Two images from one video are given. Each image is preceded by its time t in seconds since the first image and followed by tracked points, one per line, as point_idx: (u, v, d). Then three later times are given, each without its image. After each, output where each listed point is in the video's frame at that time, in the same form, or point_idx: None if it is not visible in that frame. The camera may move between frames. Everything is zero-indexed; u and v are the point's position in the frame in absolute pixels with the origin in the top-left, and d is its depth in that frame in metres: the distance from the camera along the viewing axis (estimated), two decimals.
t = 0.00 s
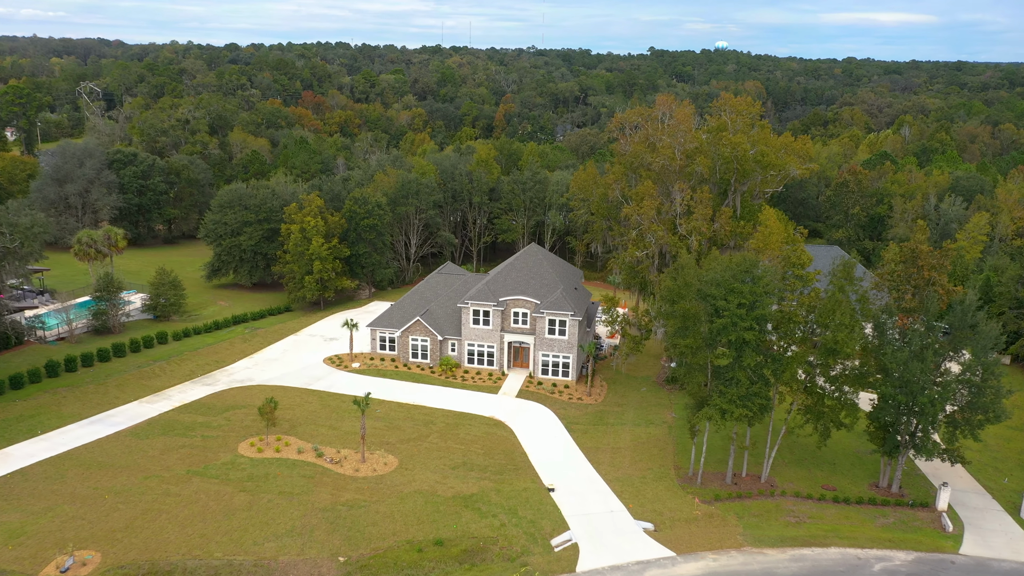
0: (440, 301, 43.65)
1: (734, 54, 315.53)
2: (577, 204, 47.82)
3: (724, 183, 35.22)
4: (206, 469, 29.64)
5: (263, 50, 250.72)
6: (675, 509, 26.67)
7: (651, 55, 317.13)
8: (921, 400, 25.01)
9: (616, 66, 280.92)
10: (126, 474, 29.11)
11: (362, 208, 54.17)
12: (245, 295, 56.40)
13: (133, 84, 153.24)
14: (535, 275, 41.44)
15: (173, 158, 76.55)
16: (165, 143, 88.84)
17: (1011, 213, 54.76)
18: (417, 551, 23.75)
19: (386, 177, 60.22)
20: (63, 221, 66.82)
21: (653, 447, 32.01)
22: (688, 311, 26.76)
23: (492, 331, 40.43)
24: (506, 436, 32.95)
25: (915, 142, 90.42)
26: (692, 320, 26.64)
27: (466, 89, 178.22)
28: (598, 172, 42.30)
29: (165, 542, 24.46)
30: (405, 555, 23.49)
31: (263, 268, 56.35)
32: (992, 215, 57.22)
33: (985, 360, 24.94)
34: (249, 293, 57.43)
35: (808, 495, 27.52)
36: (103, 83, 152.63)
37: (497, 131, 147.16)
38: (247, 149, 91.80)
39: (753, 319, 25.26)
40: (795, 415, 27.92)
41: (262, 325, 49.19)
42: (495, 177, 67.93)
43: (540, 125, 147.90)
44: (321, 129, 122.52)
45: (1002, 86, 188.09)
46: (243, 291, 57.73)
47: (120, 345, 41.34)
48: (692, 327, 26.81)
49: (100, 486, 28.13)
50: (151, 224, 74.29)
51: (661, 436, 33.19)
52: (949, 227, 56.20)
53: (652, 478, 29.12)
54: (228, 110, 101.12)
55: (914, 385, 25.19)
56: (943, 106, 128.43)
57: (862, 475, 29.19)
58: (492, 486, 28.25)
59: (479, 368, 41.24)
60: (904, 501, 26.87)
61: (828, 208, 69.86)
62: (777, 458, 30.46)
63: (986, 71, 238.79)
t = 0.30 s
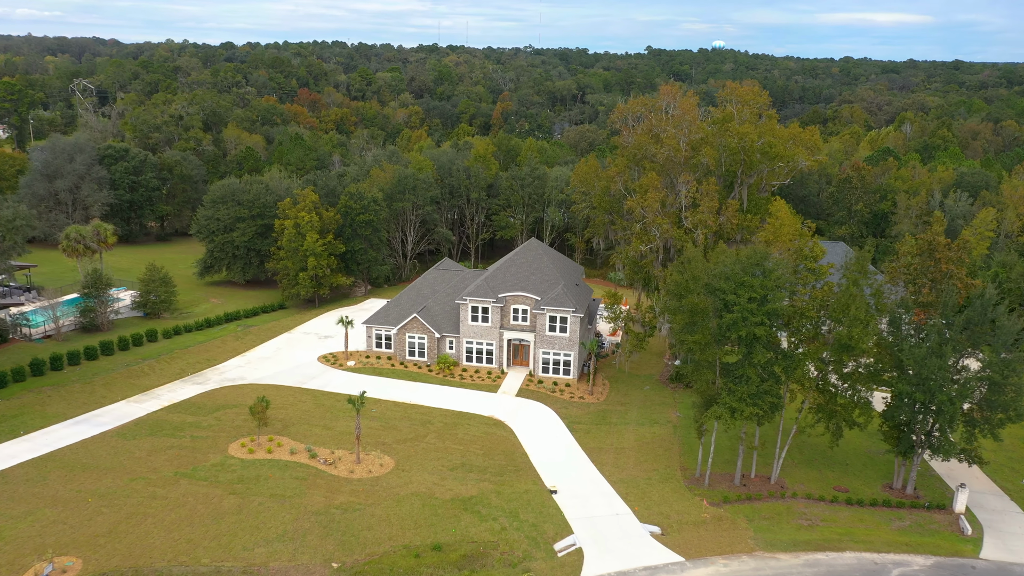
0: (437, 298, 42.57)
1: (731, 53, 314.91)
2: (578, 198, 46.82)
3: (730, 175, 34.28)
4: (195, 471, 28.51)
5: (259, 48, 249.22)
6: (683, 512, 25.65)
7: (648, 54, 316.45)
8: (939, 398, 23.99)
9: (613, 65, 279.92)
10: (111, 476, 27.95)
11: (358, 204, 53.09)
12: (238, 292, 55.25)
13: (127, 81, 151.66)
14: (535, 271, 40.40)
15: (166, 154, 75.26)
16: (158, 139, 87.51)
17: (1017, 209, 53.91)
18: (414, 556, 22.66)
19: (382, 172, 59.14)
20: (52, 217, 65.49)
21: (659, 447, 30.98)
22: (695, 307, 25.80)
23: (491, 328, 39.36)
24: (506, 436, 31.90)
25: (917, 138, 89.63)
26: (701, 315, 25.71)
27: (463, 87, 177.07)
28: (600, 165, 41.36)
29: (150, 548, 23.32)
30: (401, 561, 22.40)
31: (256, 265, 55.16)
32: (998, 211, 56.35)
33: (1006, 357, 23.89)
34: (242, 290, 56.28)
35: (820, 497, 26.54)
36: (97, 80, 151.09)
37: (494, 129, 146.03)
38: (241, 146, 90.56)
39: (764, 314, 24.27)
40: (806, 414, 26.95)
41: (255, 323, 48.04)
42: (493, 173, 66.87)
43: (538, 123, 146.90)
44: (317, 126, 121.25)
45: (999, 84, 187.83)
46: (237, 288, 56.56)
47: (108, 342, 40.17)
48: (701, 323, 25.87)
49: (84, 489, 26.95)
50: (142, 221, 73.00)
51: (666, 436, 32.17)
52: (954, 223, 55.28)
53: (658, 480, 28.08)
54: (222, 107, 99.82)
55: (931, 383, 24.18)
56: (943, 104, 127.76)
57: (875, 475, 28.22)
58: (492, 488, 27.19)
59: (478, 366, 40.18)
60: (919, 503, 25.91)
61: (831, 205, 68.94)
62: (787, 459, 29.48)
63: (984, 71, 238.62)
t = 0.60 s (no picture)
0: (435, 294, 41.51)
1: (729, 52, 314.18)
2: (580, 192, 45.88)
3: (737, 166, 33.42)
4: (183, 472, 27.39)
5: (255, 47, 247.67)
6: (691, 515, 24.65)
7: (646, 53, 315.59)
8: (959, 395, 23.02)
9: (611, 63, 278.78)
10: (95, 478, 26.81)
11: (354, 199, 52.03)
12: (231, 289, 54.13)
13: (121, 79, 150.10)
14: (535, 266, 39.36)
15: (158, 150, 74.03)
16: (151, 135, 86.22)
17: None
18: (412, 562, 21.59)
19: (378, 167, 58.08)
20: (41, 213, 64.23)
21: (665, 447, 29.99)
22: (704, 300, 24.78)
23: (491, 324, 38.27)
24: (506, 436, 30.87)
25: (919, 134, 88.87)
26: (710, 309, 24.66)
27: (461, 85, 175.90)
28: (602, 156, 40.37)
29: (135, 554, 22.19)
30: (398, 566, 21.34)
31: (250, 261, 54.05)
32: (1004, 206, 55.51)
33: None
34: (235, 287, 55.18)
35: (833, 498, 25.54)
36: (91, 78, 149.57)
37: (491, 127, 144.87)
38: (236, 142, 89.32)
39: (776, 307, 23.26)
40: (818, 412, 25.96)
41: (248, 320, 46.92)
42: (491, 168, 65.85)
43: (536, 121, 145.86)
44: (312, 123, 119.94)
45: (998, 82, 187.48)
46: (230, 285, 55.47)
47: (96, 339, 39.02)
48: (709, 317, 24.85)
49: (66, 491, 25.81)
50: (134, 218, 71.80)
51: (672, 435, 31.20)
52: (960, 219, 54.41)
53: (664, 481, 27.06)
54: (217, 103, 98.54)
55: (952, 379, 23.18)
56: (943, 101, 127.02)
57: (889, 476, 27.26)
58: (493, 490, 26.13)
59: (476, 364, 39.13)
60: (937, 505, 24.94)
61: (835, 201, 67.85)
62: (798, 459, 28.53)
63: (983, 70, 238.08)
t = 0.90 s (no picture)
0: (432, 290, 40.49)
1: (726, 50, 313.79)
2: (581, 185, 44.96)
3: (744, 158, 32.65)
4: (171, 473, 26.31)
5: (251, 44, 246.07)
6: (699, 516, 23.68)
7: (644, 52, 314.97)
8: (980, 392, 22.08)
9: (608, 62, 277.86)
10: (79, 479, 25.70)
11: (350, 194, 51.00)
12: (224, 286, 53.01)
13: (115, 76, 148.42)
14: (535, 261, 38.39)
15: (151, 145, 72.79)
16: (143, 131, 84.92)
17: None
18: (409, 567, 20.56)
19: (374, 162, 57.05)
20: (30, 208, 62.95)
21: (671, 446, 29.05)
22: (713, 293, 23.80)
23: (490, 321, 37.25)
24: (507, 435, 29.89)
25: (920, 131, 88.27)
26: (720, 302, 23.72)
27: (458, 83, 174.66)
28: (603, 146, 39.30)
29: (117, 559, 21.09)
30: (395, 572, 20.31)
31: (243, 257, 52.95)
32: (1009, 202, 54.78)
33: None
34: (228, 284, 54.05)
35: (847, 499, 24.59)
36: (84, 75, 147.97)
37: (489, 125, 143.83)
38: (230, 138, 88.07)
39: (789, 300, 22.29)
40: (831, 409, 25.02)
41: (240, 317, 45.82)
42: (489, 164, 64.87)
43: (534, 118, 144.85)
44: (308, 120, 118.70)
45: (995, 81, 187.39)
46: (223, 282, 54.34)
47: (82, 337, 37.84)
48: (719, 311, 23.88)
49: (48, 493, 24.66)
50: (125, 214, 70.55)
51: (677, 434, 30.24)
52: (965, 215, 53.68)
53: (671, 482, 26.08)
54: (211, 99, 97.25)
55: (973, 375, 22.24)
56: (943, 99, 126.65)
57: (903, 476, 26.35)
58: (494, 491, 25.14)
59: (475, 361, 38.12)
60: (954, 506, 24.03)
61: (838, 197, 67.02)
62: (809, 459, 27.59)
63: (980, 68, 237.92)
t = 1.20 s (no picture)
0: (430, 286, 39.47)
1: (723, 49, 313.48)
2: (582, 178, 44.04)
3: (751, 149, 32.06)
4: (158, 474, 25.24)
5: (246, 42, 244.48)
6: (709, 518, 22.72)
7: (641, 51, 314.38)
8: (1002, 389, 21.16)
9: (605, 60, 277.02)
10: (61, 480, 24.59)
11: (345, 188, 49.94)
12: (217, 282, 51.89)
13: (108, 73, 146.81)
14: (535, 255, 37.41)
15: (143, 141, 71.58)
16: (135, 127, 83.62)
17: None
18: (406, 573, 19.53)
19: (370, 157, 56.04)
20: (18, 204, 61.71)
21: (677, 445, 28.10)
22: (724, 285, 22.80)
23: (489, 317, 36.25)
24: (508, 433, 28.92)
25: (922, 127, 87.63)
26: (730, 295, 22.53)
27: (454, 81, 173.48)
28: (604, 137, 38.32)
29: (98, 565, 20.00)
30: None
31: (236, 253, 51.86)
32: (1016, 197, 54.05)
33: None
34: (221, 280, 52.94)
35: (862, 500, 23.67)
36: (77, 71, 146.43)
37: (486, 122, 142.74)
38: (224, 134, 86.83)
39: (803, 293, 21.33)
40: (845, 407, 24.09)
41: (232, 314, 44.72)
42: (487, 159, 63.88)
43: (531, 116, 143.80)
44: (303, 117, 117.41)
45: (992, 79, 187.33)
46: (215, 278, 53.23)
47: (69, 333, 36.72)
48: (730, 304, 22.83)
49: (29, 495, 23.56)
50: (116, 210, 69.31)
51: (684, 432, 29.30)
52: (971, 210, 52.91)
53: (678, 482, 25.11)
54: (204, 94, 95.95)
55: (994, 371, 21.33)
56: (942, 96, 126.12)
57: (918, 476, 25.47)
58: (494, 492, 24.15)
59: (474, 358, 37.11)
60: (973, 507, 23.13)
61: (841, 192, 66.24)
62: (820, 458, 26.67)
63: (977, 67, 237.91)
